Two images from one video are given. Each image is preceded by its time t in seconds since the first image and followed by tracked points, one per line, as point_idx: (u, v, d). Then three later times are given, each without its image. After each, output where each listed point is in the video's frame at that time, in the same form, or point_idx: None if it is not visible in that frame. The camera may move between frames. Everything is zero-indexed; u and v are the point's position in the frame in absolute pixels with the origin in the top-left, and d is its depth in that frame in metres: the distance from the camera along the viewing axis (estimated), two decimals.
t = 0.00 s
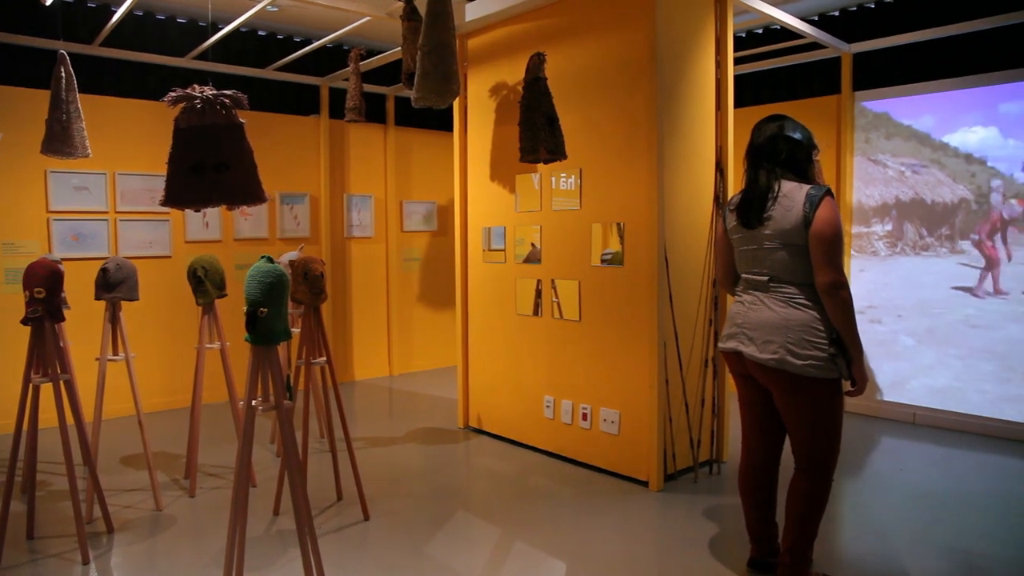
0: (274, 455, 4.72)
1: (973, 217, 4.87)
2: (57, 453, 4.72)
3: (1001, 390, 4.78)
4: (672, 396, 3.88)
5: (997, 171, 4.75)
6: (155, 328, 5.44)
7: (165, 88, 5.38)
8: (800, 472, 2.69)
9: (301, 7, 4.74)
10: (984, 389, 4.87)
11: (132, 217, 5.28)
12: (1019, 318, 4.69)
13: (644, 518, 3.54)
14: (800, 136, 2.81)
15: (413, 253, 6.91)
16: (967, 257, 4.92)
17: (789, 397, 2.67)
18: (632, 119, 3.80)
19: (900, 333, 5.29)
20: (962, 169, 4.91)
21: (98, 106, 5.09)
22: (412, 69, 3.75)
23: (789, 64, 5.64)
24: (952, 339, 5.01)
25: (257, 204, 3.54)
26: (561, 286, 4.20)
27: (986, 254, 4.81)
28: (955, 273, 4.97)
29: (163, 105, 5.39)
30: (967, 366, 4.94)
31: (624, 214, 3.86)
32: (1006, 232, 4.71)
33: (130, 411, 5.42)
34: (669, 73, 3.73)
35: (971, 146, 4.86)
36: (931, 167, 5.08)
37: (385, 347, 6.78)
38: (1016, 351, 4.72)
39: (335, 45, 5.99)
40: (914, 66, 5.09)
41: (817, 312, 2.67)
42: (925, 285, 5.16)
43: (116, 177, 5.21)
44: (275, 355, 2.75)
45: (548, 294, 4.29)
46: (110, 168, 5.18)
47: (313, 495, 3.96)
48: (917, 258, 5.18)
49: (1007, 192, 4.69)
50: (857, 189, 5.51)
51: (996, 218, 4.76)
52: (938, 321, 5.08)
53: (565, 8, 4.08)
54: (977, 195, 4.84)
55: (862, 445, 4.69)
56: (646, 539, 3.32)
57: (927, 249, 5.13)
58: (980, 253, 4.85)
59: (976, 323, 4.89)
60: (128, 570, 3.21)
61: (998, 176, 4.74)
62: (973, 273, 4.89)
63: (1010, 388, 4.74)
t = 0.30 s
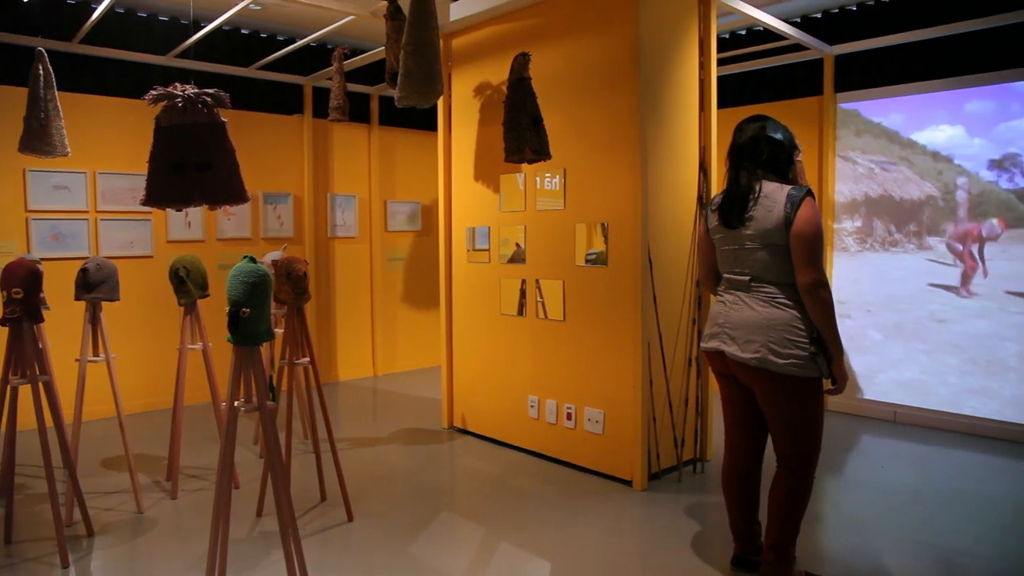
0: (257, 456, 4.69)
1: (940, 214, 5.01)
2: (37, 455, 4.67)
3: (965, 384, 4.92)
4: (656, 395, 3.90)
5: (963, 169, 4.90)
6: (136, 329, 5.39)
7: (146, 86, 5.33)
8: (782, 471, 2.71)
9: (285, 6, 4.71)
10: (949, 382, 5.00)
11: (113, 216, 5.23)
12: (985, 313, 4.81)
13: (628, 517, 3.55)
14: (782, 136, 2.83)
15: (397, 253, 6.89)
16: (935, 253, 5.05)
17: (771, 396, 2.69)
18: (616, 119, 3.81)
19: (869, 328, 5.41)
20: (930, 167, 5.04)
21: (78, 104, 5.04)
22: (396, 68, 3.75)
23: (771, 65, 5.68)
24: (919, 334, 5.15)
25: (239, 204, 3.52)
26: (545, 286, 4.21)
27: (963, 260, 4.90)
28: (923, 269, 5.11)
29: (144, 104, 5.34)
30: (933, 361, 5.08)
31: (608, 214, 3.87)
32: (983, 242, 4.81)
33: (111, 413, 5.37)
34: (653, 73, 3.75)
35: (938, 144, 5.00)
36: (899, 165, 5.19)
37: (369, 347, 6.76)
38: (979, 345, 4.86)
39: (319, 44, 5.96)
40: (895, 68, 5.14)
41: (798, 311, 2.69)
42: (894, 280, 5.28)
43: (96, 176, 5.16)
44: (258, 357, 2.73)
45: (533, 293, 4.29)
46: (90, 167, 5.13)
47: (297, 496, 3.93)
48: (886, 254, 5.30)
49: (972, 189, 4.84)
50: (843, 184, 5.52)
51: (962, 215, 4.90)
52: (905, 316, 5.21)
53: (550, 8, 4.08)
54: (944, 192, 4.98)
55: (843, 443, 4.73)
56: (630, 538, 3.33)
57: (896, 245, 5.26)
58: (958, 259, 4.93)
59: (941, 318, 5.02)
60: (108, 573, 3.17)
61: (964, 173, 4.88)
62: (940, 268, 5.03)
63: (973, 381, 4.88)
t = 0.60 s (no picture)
0: (240, 458, 4.65)
1: (905, 214, 5.13)
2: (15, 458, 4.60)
3: (927, 379, 5.05)
4: (640, 395, 3.91)
5: (927, 170, 5.01)
6: (117, 330, 5.34)
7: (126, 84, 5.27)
8: (766, 468, 2.73)
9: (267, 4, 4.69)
10: (912, 377, 5.13)
11: (92, 216, 5.17)
12: (952, 310, 4.91)
13: (612, 516, 3.56)
14: (763, 137, 2.85)
15: (381, 253, 6.87)
16: (901, 253, 5.17)
17: (752, 395, 2.71)
18: (599, 120, 3.82)
19: (836, 326, 5.53)
20: (896, 168, 5.15)
21: (57, 102, 4.99)
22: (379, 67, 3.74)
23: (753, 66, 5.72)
24: (886, 332, 5.25)
25: (220, 203, 3.49)
26: (529, 286, 4.21)
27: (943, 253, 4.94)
28: (888, 268, 5.23)
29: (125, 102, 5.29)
30: (897, 357, 5.20)
31: (591, 214, 3.88)
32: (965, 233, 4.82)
33: (91, 414, 5.31)
34: (636, 74, 3.76)
35: (904, 145, 5.10)
36: (866, 165, 5.30)
37: (352, 347, 6.73)
38: (940, 343, 4.99)
39: (302, 43, 5.94)
40: (875, 70, 5.20)
41: (778, 311, 2.71)
42: (861, 278, 5.40)
43: (75, 175, 5.10)
44: (240, 357, 2.71)
45: (516, 294, 4.29)
46: (69, 165, 5.07)
47: (280, 497, 3.91)
48: (854, 253, 5.40)
49: (936, 190, 4.96)
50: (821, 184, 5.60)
51: (926, 215, 5.02)
52: (871, 314, 5.32)
53: (533, 9, 4.09)
54: (910, 192, 5.10)
55: (825, 442, 4.77)
56: (614, 538, 3.33)
57: (864, 244, 5.36)
58: (938, 250, 4.96)
59: (906, 316, 5.14)
60: None
61: (928, 174, 5.00)
62: (906, 267, 5.15)
63: (941, 376, 4.99)
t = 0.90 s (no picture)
0: (222, 459, 4.62)
1: (870, 214, 5.27)
2: None
3: (889, 375, 5.20)
4: (623, 394, 3.92)
5: (892, 171, 5.16)
6: (97, 330, 5.28)
7: (106, 82, 5.21)
8: (749, 467, 2.75)
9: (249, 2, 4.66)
10: (875, 374, 5.28)
11: (72, 215, 5.12)
12: (931, 310, 4.97)
13: (595, 515, 3.57)
14: (744, 138, 2.87)
15: (364, 253, 6.85)
16: (867, 252, 5.31)
17: (733, 394, 2.72)
18: (582, 121, 3.82)
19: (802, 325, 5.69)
20: (863, 169, 5.29)
21: (36, 100, 4.93)
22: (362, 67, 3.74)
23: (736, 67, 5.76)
24: (851, 330, 5.40)
25: (201, 203, 3.47)
26: (513, 286, 4.21)
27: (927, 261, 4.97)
28: (854, 266, 5.37)
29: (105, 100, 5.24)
30: (862, 355, 5.34)
31: (574, 214, 3.89)
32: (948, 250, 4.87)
33: (71, 416, 5.25)
34: (619, 74, 3.77)
35: (870, 146, 5.25)
36: (833, 166, 5.44)
37: (336, 348, 6.71)
38: (903, 340, 5.14)
39: (285, 42, 5.91)
40: (856, 72, 5.25)
41: (758, 310, 2.72)
42: (839, 279, 5.47)
43: (54, 174, 5.04)
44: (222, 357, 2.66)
45: (500, 294, 4.29)
46: (48, 164, 5.01)
47: (262, 499, 3.88)
48: (821, 253, 5.55)
49: (901, 190, 5.10)
50: (804, 184, 5.64)
51: (891, 215, 5.16)
52: (838, 313, 5.48)
53: (516, 9, 4.09)
54: (875, 193, 5.24)
55: (807, 440, 4.82)
56: (597, 537, 3.34)
57: (830, 244, 5.50)
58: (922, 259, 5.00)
59: (871, 314, 5.29)
60: None
61: (892, 175, 5.15)
62: (871, 266, 5.29)
63: (919, 375, 5.05)
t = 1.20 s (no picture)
0: (203, 461, 4.58)
1: (837, 210, 5.39)
2: None
3: (853, 368, 5.33)
4: (606, 394, 3.92)
5: (858, 168, 5.28)
6: (75, 331, 5.22)
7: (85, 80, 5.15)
8: (732, 466, 2.77)
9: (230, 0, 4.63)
10: (841, 368, 5.41)
11: (49, 214, 5.05)
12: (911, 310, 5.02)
13: (579, 514, 3.58)
14: (725, 138, 2.88)
15: (347, 253, 6.82)
16: (833, 248, 5.43)
17: (715, 393, 2.74)
18: (565, 121, 3.83)
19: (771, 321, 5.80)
20: (829, 166, 5.42)
21: (12, 97, 4.87)
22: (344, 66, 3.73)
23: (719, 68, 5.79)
24: (816, 325, 5.55)
25: (183, 202, 3.42)
26: (496, 286, 4.21)
27: (910, 247, 5.01)
28: (820, 262, 5.49)
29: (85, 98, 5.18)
30: (839, 353, 5.42)
31: (557, 214, 3.89)
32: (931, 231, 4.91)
33: (49, 419, 5.19)
34: (602, 75, 3.77)
35: (837, 144, 5.35)
36: (801, 163, 5.56)
37: (318, 348, 6.67)
38: (868, 335, 5.27)
39: (267, 40, 5.88)
40: (837, 74, 5.30)
41: (738, 310, 2.74)
42: (819, 279, 5.53)
43: (31, 173, 4.97)
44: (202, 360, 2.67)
45: (483, 294, 4.29)
46: (25, 163, 4.94)
47: (244, 501, 3.85)
48: (790, 250, 5.67)
49: (867, 187, 5.22)
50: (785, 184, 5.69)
51: (857, 211, 5.28)
52: (804, 308, 5.63)
53: (499, 8, 4.09)
54: (842, 189, 5.36)
55: (789, 439, 4.85)
56: (580, 536, 3.35)
57: (799, 241, 5.63)
58: (904, 245, 5.05)
59: (836, 309, 5.42)
60: None
61: (858, 172, 5.27)
62: (839, 261, 5.41)
63: (899, 374, 5.11)
